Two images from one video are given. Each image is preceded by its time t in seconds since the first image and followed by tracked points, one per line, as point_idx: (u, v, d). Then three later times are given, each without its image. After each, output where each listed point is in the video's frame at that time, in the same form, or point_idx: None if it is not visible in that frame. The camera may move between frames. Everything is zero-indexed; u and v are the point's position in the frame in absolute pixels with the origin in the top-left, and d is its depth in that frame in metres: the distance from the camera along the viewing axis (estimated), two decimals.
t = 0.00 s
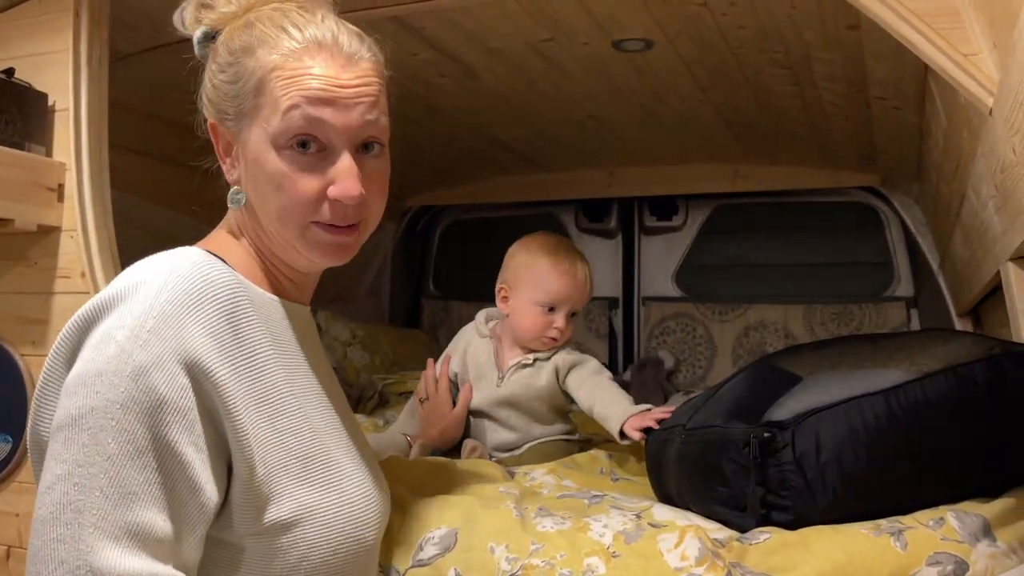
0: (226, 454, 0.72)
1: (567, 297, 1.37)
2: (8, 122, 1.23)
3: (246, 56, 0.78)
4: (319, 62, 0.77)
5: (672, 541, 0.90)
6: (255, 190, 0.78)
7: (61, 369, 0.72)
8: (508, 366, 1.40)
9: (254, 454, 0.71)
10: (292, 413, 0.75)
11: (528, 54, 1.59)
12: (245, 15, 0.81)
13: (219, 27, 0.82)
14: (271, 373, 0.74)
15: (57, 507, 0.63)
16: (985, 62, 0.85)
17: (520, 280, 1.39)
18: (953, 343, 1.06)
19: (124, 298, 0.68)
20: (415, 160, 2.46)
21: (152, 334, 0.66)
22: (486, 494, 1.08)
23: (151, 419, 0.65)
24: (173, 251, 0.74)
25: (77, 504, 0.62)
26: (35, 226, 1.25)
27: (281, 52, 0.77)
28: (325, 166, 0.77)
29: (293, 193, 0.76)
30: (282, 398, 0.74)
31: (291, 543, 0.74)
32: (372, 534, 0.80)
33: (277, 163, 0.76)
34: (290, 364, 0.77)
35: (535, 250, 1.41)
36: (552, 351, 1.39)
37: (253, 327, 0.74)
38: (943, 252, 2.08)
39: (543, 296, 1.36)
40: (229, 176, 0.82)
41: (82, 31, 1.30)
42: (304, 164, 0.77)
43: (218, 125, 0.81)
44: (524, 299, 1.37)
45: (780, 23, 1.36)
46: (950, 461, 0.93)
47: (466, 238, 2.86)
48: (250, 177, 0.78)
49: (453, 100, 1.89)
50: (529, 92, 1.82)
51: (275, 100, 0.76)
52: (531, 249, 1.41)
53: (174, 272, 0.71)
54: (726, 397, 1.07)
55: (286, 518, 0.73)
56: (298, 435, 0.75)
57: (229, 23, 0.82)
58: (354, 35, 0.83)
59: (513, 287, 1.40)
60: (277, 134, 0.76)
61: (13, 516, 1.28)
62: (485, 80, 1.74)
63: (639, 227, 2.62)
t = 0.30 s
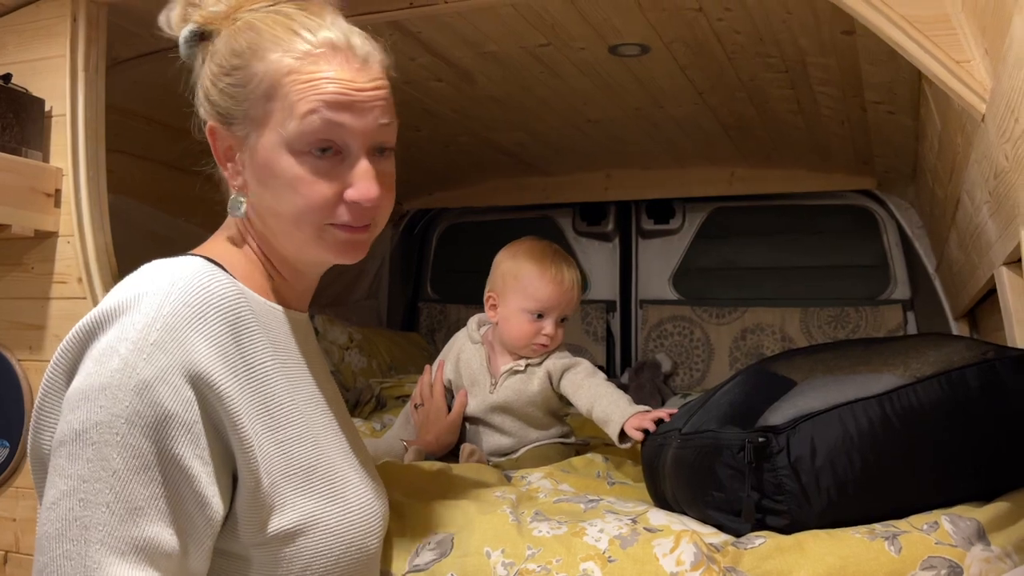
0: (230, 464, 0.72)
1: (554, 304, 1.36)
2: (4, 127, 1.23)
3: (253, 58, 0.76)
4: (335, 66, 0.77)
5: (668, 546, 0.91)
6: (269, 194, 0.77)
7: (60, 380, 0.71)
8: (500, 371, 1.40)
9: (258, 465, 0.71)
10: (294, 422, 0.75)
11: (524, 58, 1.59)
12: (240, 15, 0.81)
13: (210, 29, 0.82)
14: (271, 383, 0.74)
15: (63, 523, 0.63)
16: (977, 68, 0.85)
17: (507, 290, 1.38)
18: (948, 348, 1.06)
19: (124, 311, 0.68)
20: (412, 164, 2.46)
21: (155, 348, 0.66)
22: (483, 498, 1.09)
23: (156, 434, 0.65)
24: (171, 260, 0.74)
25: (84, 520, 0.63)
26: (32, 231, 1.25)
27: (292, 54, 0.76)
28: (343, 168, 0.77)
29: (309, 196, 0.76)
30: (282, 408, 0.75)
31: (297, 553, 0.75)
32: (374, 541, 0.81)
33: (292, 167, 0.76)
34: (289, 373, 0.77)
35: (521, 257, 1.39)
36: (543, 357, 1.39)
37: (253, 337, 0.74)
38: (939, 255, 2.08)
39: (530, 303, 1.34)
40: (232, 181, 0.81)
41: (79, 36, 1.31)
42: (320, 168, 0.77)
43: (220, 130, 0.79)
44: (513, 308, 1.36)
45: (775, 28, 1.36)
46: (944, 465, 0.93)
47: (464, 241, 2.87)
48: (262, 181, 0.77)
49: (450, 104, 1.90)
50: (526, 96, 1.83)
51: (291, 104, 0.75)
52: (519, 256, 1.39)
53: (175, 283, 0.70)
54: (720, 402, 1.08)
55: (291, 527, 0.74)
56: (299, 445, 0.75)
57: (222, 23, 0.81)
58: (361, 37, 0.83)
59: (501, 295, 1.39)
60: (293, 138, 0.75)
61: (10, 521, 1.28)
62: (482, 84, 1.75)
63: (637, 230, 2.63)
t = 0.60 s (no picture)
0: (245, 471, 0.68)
1: (554, 312, 1.36)
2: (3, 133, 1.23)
3: (333, 64, 0.74)
4: (392, 82, 0.80)
5: (665, 551, 0.91)
6: (349, 202, 0.76)
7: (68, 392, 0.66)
8: (497, 378, 1.40)
9: (274, 470, 0.68)
10: (305, 425, 0.72)
11: (522, 63, 1.60)
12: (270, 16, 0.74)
13: (233, 26, 0.72)
14: (279, 384, 0.71)
15: (84, 544, 0.58)
16: (971, 76, 0.86)
17: (505, 297, 1.38)
18: (943, 354, 1.07)
19: (130, 317, 0.63)
20: (411, 168, 2.47)
21: (169, 355, 0.62)
22: (480, 503, 1.09)
23: (176, 444, 0.61)
24: (173, 268, 0.69)
25: (108, 539, 0.58)
26: (31, 237, 1.25)
27: (360, 63, 0.76)
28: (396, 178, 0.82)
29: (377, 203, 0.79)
30: (292, 410, 0.71)
31: (316, 560, 0.72)
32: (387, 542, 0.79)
33: (373, 176, 0.77)
34: (296, 376, 0.74)
35: (519, 265, 1.39)
36: (540, 364, 1.38)
37: (260, 339, 0.70)
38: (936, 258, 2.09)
39: (528, 311, 1.35)
40: (286, 189, 0.73)
41: (78, 43, 1.31)
42: (387, 176, 0.79)
43: (288, 133, 0.72)
44: (510, 315, 1.37)
45: (771, 33, 1.37)
46: (939, 469, 0.94)
47: (462, 244, 2.88)
48: (342, 189, 0.76)
49: (448, 109, 1.90)
50: (523, 101, 1.83)
51: (378, 117, 0.77)
52: (517, 263, 1.39)
53: (184, 286, 0.66)
54: (717, 407, 1.08)
55: (308, 532, 0.71)
56: (311, 446, 0.72)
57: (250, 21, 0.73)
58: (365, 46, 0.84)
59: (499, 303, 1.39)
60: (376, 148, 0.77)
61: (9, 526, 1.28)
62: (480, 89, 1.75)
63: (634, 233, 2.64)
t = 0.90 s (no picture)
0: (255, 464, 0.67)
1: (550, 313, 1.36)
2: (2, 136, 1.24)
3: (320, 69, 0.75)
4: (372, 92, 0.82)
5: (662, 551, 0.91)
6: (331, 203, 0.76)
7: (76, 393, 0.66)
8: (494, 378, 1.40)
9: (283, 462, 0.67)
10: (309, 417, 0.72)
11: (519, 65, 1.60)
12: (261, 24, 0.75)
13: (228, 32, 0.73)
14: (285, 377, 0.70)
15: (105, 541, 0.57)
16: (967, 77, 0.86)
17: (500, 299, 1.38)
18: (941, 355, 1.07)
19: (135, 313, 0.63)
20: (410, 169, 2.47)
21: (180, 348, 0.61)
22: (479, 504, 1.09)
23: (192, 436, 0.60)
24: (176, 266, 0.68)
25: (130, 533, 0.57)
26: (30, 239, 1.25)
27: (344, 69, 0.78)
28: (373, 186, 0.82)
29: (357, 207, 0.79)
30: (297, 403, 0.71)
31: (326, 551, 0.71)
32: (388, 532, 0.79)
33: (354, 178, 0.77)
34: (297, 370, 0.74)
35: (516, 267, 1.39)
36: (537, 365, 1.39)
37: (262, 332, 0.70)
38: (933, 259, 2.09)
39: (524, 313, 1.35)
40: (276, 187, 0.73)
41: (76, 45, 1.31)
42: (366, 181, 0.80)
43: (278, 132, 0.72)
44: (506, 316, 1.37)
45: (768, 35, 1.38)
46: (936, 468, 0.94)
47: (461, 245, 2.88)
48: (325, 189, 0.76)
49: (447, 110, 1.91)
50: (522, 103, 1.84)
51: (361, 122, 0.78)
52: (512, 265, 1.40)
53: (188, 281, 0.66)
54: (715, 408, 1.09)
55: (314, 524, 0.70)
56: (317, 439, 0.72)
57: (243, 28, 0.73)
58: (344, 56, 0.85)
59: (494, 304, 1.39)
60: (358, 151, 0.78)
61: (9, 528, 1.28)
62: (478, 91, 1.76)
63: (632, 234, 2.64)
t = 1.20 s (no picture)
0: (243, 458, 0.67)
1: (543, 313, 1.36)
2: None
3: (217, 55, 0.79)
4: (298, 61, 0.81)
5: (658, 550, 0.91)
6: (231, 176, 0.76)
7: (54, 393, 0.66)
8: (489, 380, 1.39)
9: (270, 456, 0.67)
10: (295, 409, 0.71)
11: (516, 65, 1.60)
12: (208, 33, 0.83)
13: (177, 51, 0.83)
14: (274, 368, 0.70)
15: (89, 534, 0.59)
16: (961, 76, 0.86)
17: (496, 298, 1.38)
18: (936, 354, 1.07)
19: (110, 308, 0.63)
20: (408, 169, 2.47)
21: (155, 340, 0.61)
22: (475, 503, 1.09)
23: (169, 429, 0.61)
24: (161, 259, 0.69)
25: (111, 526, 0.59)
26: (26, 240, 1.25)
27: (256, 49, 0.80)
28: (304, 152, 0.78)
29: (271, 175, 0.76)
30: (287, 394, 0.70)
31: (315, 548, 0.70)
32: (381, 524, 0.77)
33: (255, 147, 0.76)
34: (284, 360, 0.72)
35: (509, 266, 1.40)
36: (532, 367, 1.38)
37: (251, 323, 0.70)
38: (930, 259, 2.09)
39: (519, 312, 1.35)
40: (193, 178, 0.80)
41: (72, 46, 1.31)
42: (285, 149, 0.77)
43: (185, 128, 0.80)
44: (501, 316, 1.36)
45: (764, 35, 1.38)
46: (932, 467, 0.94)
47: (458, 245, 2.88)
48: (228, 167, 0.77)
49: (444, 110, 1.91)
50: (518, 103, 1.84)
51: (256, 86, 0.78)
52: (507, 266, 1.40)
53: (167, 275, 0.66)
54: (711, 406, 1.09)
55: (300, 520, 0.69)
56: (308, 431, 0.71)
57: (190, 42, 0.82)
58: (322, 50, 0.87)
59: (490, 304, 1.39)
60: (257, 120, 0.76)
61: (5, 528, 1.28)
62: (475, 91, 1.76)
63: (630, 234, 2.64)
